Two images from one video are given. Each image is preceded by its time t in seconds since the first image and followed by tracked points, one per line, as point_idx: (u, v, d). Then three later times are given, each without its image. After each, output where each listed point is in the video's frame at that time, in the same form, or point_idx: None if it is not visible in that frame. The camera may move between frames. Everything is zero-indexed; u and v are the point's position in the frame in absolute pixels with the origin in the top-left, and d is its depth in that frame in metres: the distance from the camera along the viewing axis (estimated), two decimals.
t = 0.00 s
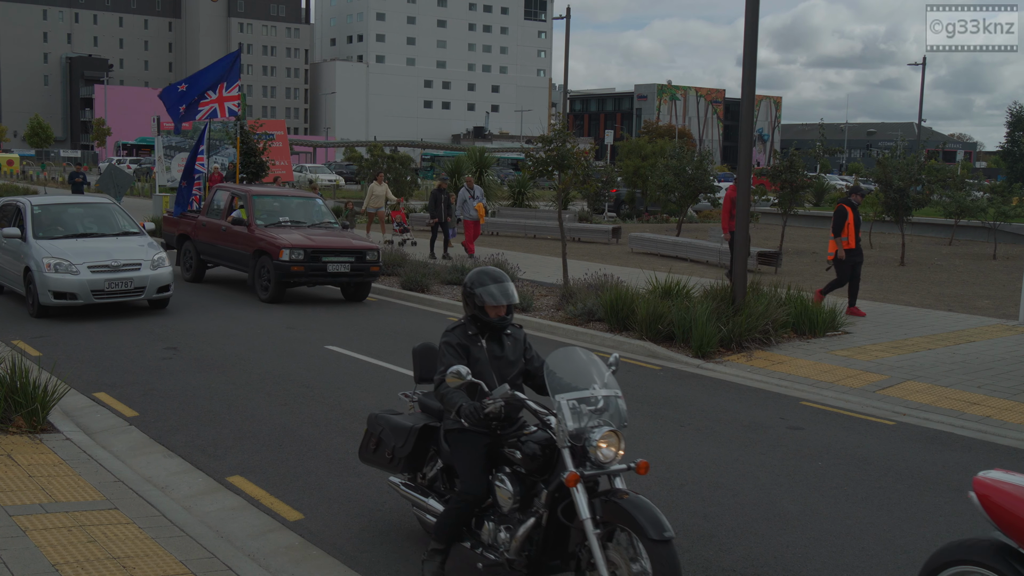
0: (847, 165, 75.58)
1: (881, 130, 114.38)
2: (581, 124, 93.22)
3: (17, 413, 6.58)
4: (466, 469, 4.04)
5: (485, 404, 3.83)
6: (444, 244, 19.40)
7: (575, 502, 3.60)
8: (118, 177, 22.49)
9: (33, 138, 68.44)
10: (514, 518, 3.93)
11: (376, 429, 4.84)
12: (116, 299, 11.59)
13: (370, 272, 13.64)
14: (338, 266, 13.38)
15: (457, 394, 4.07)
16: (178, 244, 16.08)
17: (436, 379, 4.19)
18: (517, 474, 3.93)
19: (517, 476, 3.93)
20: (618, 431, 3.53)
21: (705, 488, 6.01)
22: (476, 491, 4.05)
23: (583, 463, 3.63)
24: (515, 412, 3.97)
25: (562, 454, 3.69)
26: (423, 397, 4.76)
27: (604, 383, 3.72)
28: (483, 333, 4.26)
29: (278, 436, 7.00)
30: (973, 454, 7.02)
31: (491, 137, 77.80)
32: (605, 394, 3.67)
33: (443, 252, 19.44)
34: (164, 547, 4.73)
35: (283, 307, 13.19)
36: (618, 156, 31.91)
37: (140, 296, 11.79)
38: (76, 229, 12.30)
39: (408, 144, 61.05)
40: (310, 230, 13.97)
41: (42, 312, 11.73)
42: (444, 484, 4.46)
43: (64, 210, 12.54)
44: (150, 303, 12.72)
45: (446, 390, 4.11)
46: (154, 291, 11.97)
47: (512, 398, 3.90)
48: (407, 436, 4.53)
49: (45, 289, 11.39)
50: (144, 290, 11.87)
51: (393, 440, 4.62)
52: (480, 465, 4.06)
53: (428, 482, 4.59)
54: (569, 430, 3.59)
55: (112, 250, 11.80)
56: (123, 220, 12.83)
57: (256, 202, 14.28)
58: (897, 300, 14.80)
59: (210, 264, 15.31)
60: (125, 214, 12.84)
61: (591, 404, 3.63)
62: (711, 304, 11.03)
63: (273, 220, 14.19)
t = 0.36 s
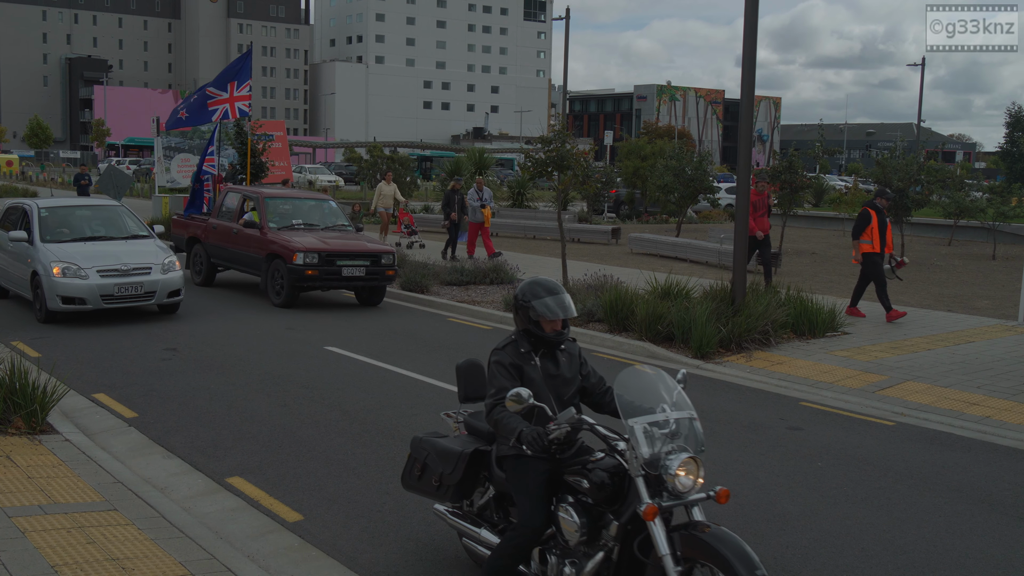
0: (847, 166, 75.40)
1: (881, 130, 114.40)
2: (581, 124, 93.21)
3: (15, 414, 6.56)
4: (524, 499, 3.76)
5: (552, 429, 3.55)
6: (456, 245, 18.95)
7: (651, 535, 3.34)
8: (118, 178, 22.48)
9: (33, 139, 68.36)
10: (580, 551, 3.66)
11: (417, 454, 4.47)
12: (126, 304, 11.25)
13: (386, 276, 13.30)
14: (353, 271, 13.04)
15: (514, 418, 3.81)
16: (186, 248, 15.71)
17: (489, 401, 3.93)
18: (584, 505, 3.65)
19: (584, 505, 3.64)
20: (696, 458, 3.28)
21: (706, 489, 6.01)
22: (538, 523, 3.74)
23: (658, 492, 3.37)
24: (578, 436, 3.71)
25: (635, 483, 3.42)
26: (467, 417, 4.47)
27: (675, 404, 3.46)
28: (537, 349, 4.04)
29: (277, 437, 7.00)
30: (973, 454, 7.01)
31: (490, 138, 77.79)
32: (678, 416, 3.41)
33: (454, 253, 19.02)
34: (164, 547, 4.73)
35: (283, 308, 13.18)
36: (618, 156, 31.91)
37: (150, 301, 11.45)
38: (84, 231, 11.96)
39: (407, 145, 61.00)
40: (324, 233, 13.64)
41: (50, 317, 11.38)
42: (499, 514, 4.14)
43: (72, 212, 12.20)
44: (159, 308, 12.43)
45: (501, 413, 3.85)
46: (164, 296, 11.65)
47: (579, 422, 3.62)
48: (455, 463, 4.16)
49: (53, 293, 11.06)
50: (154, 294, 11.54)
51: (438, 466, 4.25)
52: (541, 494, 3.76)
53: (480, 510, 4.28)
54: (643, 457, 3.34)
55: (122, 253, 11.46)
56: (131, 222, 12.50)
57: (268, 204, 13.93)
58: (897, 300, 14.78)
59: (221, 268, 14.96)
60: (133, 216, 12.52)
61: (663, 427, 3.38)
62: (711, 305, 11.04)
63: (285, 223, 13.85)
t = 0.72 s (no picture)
0: (846, 169, 75.40)
1: (879, 134, 114.50)
2: (580, 128, 93.28)
3: (14, 417, 6.56)
4: (591, 527, 3.61)
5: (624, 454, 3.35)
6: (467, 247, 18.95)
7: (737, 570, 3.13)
8: (116, 181, 22.37)
9: (32, 142, 68.34)
10: None
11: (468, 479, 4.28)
12: (136, 311, 11.01)
13: (401, 283, 13.01)
14: (370, 276, 12.74)
15: (580, 442, 3.60)
16: (196, 253, 15.44)
17: (551, 423, 3.72)
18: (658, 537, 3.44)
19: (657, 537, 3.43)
20: (784, 486, 3.10)
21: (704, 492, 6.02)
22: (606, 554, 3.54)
23: (742, 522, 3.18)
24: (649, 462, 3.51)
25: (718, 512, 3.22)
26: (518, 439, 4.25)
27: (756, 426, 3.29)
28: (599, 368, 3.80)
29: (276, 440, 6.99)
30: (972, 457, 7.02)
31: (489, 141, 77.80)
32: (759, 441, 3.24)
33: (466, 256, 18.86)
34: (163, 551, 4.73)
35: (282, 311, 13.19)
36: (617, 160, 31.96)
37: (161, 309, 11.22)
38: (92, 236, 11.71)
39: (406, 148, 60.99)
40: (338, 239, 13.35)
41: (58, 325, 11.12)
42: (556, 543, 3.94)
43: (80, 218, 11.96)
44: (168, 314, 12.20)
45: (566, 436, 3.63)
46: (175, 302, 11.40)
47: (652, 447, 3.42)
48: (510, 489, 3.98)
49: (61, 300, 10.81)
50: (164, 302, 11.30)
51: (492, 493, 4.07)
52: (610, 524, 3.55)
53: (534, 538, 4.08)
54: (728, 485, 3.14)
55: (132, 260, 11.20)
56: (140, 227, 12.26)
57: (281, 209, 13.63)
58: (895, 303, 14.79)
59: (231, 273, 14.69)
60: (141, 220, 12.29)
61: (747, 452, 3.21)
62: (710, 307, 11.06)
63: (298, 228, 13.55)
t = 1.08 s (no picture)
0: (844, 171, 75.26)
1: (877, 136, 114.58)
2: (579, 130, 93.27)
3: (13, 419, 6.56)
4: (664, 563, 3.23)
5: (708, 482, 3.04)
6: (480, 251, 18.86)
7: None
8: (116, 182, 22.34)
9: (30, 145, 68.23)
10: None
11: (518, 505, 3.78)
12: (147, 318, 10.76)
13: (417, 288, 12.68)
14: (385, 281, 12.40)
15: (655, 467, 3.23)
16: (206, 257, 15.16)
17: (621, 446, 3.36)
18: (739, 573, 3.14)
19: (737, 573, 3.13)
20: (886, 520, 2.83)
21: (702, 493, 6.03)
22: None
23: (837, 560, 2.91)
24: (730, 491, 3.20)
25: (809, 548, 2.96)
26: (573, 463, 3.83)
27: (848, 456, 3.01)
28: (670, 386, 3.48)
29: (275, 443, 6.99)
30: (971, 459, 7.03)
31: (488, 144, 77.74)
32: (850, 468, 2.98)
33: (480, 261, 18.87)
34: (162, 554, 4.72)
35: (280, 314, 13.19)
36: (615, 162, 31.97)
37: (170, 315, 10.97)
38: (100, 241, 11.48)
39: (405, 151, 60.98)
40: (353, 243, 13.04)
41: (65, 332, 10.86)
42: None
43: (88, 222, 11.72)
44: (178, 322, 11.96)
45: (639, 459, 3.27)
46: (185, 308, 11.15)
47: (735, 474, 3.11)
48: (569, 517, 3.51)
49: (69, 306, 10.55)
50: (175, 308, 11.05)
51: (547, 522, 3.59)
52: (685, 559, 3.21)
53: None
54: (822, 519, 2.89)
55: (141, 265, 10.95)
56: (148, 232, 12.03)
57: (293, 212, 13.35)
58: (894, 306, 14.80)
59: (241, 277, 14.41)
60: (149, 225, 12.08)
61: (839, 483, 2.95)
62: (709, 309, 11.08)
63: (310, 231, 13.25)
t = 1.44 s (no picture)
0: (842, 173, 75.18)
1: (875, 139, 114.62)
2: (577, 132, 93.25)
3: (12, 422, 6.50)
4: None
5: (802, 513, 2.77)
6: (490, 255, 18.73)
7: None
8: (113, 187, 22.26)
9: (29, 147, 68.07)
10: None
11: (580, 532, 3.52)
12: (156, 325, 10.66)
13: (432, 295, 12.59)
14: (401, 287, 12.27)
15: (739, 496, 2.95)
16: (216, 262, 15.05)
17: (698, 472, 3.07)
18: None
19: None
20: (1002, 557, 2.50)
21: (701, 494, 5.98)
22: None
23: None
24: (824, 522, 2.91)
25: None
26: (635, 486, 3.53)
27: (950, 486, 2.70)
28: (749, 407, 3.17)
29: (275, 445, 6.93)
30: (972, 461, 6.98)
31: (486, 146, 77.68)
32: (953, 497, 2.67)
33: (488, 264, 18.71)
34: (161, 556, 4.66)
35: (279, 316, 13.13)
36: (614, 165, 31.93)
37: (181, 322, 10.87)
38: (108, 247, 11.39)
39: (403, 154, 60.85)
40: (366, 248, 12.94)
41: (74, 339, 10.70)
42: None
43: (96, 228, 11.62)
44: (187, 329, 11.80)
45: (721, 488, 2.99)
46: (196, 315, 11.03)
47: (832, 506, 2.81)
48: (637, 547, 3.22)
49: (77, 313, 10.45)
50: (185, 315, 10.93)
51: (613, 551, 3.31)
52: None
53: None
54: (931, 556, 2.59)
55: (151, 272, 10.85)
56: (156, 237, 11.93)
57: (306, 216, 13.25)
58: (893, 308, 14.75)
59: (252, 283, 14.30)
60: (158, 231, 11.99)
61: (944, 515, 2.64)
62: (707, 312, 11.05)
63: (323, 236, 13.14)
